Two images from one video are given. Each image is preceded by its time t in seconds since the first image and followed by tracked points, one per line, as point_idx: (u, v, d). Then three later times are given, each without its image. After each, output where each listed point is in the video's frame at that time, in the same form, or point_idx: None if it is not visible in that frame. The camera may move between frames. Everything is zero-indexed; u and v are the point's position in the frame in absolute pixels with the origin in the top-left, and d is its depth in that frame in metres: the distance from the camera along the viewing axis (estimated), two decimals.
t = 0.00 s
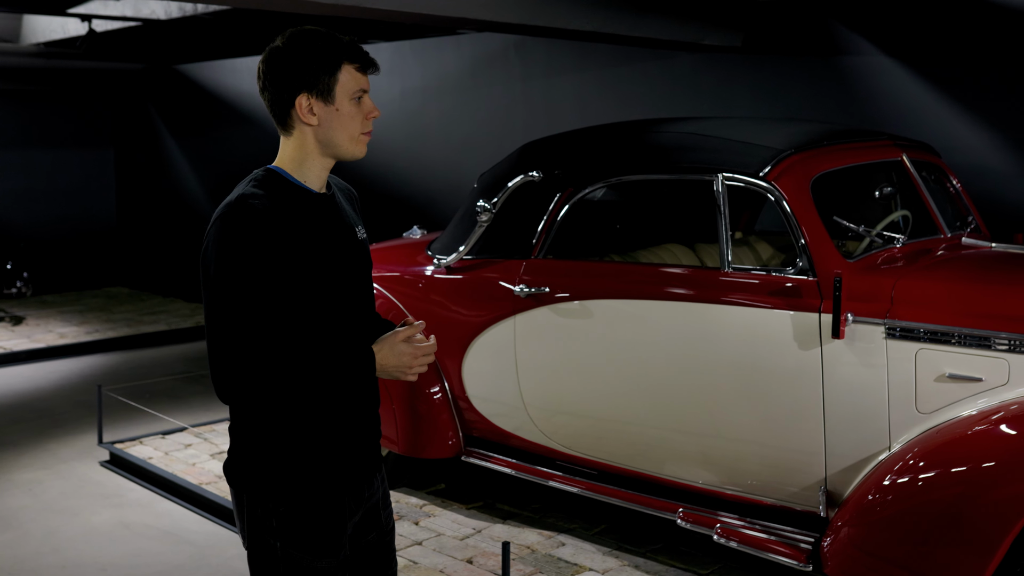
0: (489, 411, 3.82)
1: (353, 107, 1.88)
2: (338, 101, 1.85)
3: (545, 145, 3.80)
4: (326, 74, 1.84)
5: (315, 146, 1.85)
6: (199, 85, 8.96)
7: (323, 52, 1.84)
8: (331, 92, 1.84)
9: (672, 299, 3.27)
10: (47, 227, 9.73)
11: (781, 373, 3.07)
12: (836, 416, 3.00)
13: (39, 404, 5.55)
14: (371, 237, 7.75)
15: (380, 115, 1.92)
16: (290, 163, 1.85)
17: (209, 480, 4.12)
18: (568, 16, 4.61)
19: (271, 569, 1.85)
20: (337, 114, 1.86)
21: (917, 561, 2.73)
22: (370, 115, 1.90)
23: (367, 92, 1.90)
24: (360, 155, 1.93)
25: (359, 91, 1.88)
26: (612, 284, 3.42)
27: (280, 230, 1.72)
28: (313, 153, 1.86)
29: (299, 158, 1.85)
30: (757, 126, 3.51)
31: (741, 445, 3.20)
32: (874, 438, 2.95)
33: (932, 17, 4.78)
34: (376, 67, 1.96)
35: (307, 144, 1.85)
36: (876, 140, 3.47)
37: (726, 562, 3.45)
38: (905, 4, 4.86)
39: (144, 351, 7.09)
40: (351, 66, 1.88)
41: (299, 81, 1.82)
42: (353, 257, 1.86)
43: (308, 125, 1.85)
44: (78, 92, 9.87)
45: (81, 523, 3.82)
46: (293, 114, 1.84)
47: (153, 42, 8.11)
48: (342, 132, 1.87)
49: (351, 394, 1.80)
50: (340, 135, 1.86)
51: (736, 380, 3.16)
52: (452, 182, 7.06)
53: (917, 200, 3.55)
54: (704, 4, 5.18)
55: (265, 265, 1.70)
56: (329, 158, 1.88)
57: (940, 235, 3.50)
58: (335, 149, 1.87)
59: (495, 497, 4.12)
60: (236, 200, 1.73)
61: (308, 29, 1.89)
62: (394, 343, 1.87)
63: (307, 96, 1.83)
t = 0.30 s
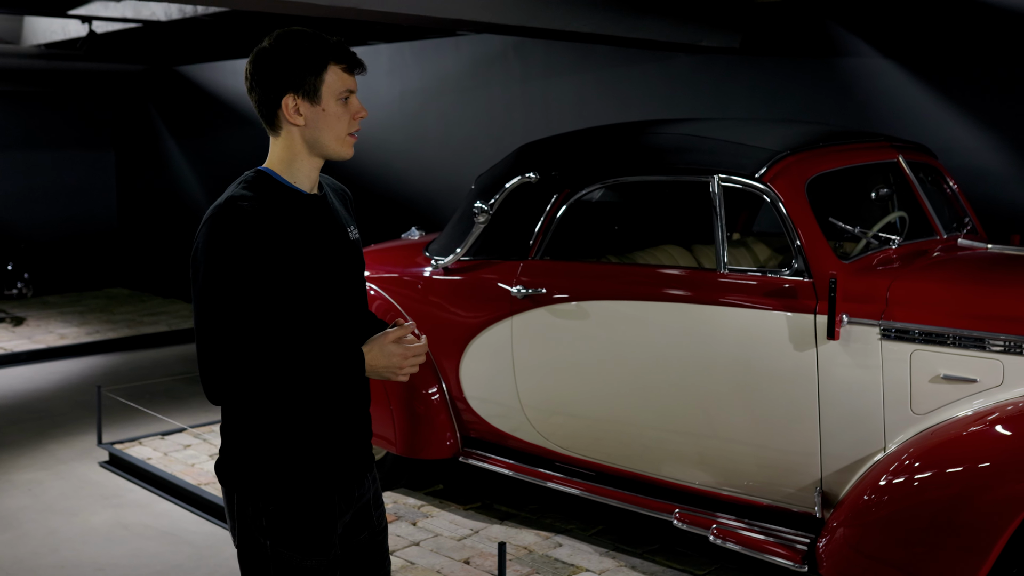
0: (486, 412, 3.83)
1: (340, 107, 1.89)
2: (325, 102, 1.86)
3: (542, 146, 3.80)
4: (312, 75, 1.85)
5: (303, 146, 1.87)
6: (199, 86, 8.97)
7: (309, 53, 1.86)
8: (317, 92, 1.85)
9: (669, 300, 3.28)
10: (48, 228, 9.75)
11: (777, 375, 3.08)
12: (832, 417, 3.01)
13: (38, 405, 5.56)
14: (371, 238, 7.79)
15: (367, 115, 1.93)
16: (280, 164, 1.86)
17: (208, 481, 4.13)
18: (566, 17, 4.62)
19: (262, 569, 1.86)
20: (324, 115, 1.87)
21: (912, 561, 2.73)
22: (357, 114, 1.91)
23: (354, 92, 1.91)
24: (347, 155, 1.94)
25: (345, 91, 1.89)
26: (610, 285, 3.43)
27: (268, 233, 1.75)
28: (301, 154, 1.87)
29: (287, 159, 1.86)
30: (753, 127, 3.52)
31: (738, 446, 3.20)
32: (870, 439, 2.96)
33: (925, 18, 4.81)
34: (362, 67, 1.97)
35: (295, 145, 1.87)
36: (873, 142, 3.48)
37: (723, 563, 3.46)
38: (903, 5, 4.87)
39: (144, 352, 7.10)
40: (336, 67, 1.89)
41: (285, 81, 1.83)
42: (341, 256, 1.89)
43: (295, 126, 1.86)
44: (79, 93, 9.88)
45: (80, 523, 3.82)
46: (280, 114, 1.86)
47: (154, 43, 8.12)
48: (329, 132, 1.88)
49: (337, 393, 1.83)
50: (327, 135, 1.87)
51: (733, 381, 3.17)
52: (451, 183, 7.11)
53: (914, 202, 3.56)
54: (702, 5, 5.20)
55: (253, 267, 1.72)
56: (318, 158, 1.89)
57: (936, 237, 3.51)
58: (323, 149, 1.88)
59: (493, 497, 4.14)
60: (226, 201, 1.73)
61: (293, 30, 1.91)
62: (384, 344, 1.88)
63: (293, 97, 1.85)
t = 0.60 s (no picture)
0: (486, 412, 3.84)
1: (323, 108, 1.91)
2: (307, 103, 1.89)
3: (541, 148, 3.81)
4: (294, 77, 1.88)
5: (289, 148, 1.90)
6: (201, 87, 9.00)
7: (292, 55, 1.89)
8: (299, 93, 1.89)
9: (668, 301, 3.29)
10: (51, 228, 9.77)
11: (775, 376, 3.09)
12: (828, 418, 3.02)
13: (41, 405, 5.59)
14: (373, 238, 7.81)
15: (352, 115, 1.96)
16: (268, 167, 1.90)
17: (208, 481, 4.15)
18: (567, 19, 4.62)
19: (253, 568, 1.88)
20: (307, 116, 1.90)
21: (909, 562, 2.74)
22: (342, 115, 1.94)
23: (338, 93, 1.94)
24: (335, 156, 1.96)
25: (329, 92, 1.92)
26: (609, 287, 3.43)
27: (252, 235, 1.77)
28: (287, 155, 1.90)
29: (275, 161, 1.90)
30: (751, 129, 3.53)
31: (736, 447, 3.21)
32: (866, 440, 2.96)
33: (924, 19, 4.82)
34: (347, 68, 2.00)
35: (281, 147, 1.90)
36: (871, 144, 3.49)
37: (721, 564, 3.47)
38: (902, 7, 4.89)
39: (147, 352, 7.13)
40: (319, 68, 1.92)
41: (268, 84, 1.87)
42: (331, 263, 1.92)
43: (280, 128, 1.90)
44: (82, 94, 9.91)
45: (81, 523, 3.84)
46: (264, 117, 1.89)
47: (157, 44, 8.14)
48: (314, 133, 1.90)
49: (326, 394, 1.85)
50: (312, 136, 1.90)
51: (731, 382, 3.17)
52: (453, 184, 7.15)
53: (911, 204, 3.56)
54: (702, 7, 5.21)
55: (240, 270, 1.74)
56: (305, 159, 1.92)
57: (934, 239, 3.52)
58: (308, 151, 1.91)
59: (492, 497, 4.15)
60: (212, 205, 1.76)
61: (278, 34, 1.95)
62: (375, 342, 1.89)
63: (277, 99, 1.88)
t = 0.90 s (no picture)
0: (489, 412, 3.84)
1: (318, 110, 1.92)
2: (302, 105, 1.90)
3: (544, 148, 3.81)
4: (289, 78, 1.89)
5: (283, 150, 1.90)
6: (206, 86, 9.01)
7: (287, 56, 1.90)
8: (294, 96, 1.89)
9: (672, 302, 3.28)
10: (57, 228, 9.80)
11: (778, 377, 3.08)
12: (830, 419, 3.01)
13: (46, 405, 5.60)
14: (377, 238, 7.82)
15: (348, 119, 1.96)
16: (262, 167, 1.90)
17: (212, 481, 4.15)
18: (571, 18, 4.61)
19: (253, 568, 1.89)
20: (301, 119, 1.90)
21: (911, 564, 2.73)
22: (337, 119, 1.94)
23: (334, 96, 1.94)
24: (330, 159, 1.96)
25: (324, 94, 1.92)
26: (612, 287, 3.43)
27: (246, 236, 1.77)
28: (282, 156, 1.90)
29: (269, 162, 1.89)
30: (753, 129, 3.52)
31: (738, 448, 3.21)
32: (868, 441, 2.96)
33: (929, 18, 4.80)
34: (345, 72, 2.00)
35: (275, 148, 1.90)
36: (875, 144, 3.47)
37: (724, 565, 3.47)
38: (907, 6, 4.88)
39: (151, 351, 7.14)
40: (315, 71, 1.92)
41: (263, 86, 1.88)
42: (330, 264, 1.93)
43: (274, 129, 1.90)
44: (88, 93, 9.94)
45: (84, 522, 3.85)
46: (259, 118, 1.90)
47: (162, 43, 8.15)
48: (308, 136, 1.90)
49: (325, 397, 1.85)
50: (305, 138, 1.90)
51: (733, 383, 3.17)
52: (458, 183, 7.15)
53: (916, 204, 3.54)
54: (706, 6, 5.20)
55: (233, 271, 1.75)
56: (299, 162, 1.92)
57: (938, 239, 3.50)
58: (302, 153, 1.91)
59: (495, 498, 4.15)
60: (205, 207, 1.76)
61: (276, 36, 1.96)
62: (369, 347, 1.87)
63: (271, 100, 1.89)
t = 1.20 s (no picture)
0: (496, 414, 3.82)
1: (315, 110, 1.88)
2: (298, 105, 1.86)
3: (552, 147, 3.78)
4: (286, 77, 1.86)
5: (281, 150, 1.88)
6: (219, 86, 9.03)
7: (287, 55, 1.88)
8: (290, 95, 1.86)
9: (682, 303, 3.24)
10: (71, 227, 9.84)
11: (788, 379, 3.04)
12: (840, 423, 2.97)
13: (58, 403, 5.62)
14: (389, 237, 7.81)
15: (348, 119, 1.92)
16: (263, 167, 1.88)
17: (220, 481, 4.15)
18: (581, 17, 4.57)
19: (255, 571, 1.87)
20: (298, 118, 1.87)
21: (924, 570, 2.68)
22: (337, 119, 1.90)
23: (332, 96, 1.89)
24: (331, 161, 1.92)
25: (322, 94, 1.88)
26: (621, 288, 3.39)
27: (249, 236, 1.75)
28: (281, 157, 1.88)
29: (269, 162, 1.88)
30: (764, 128, 3.47)
31: (747, 451, 3.17)
32: (879, 445, 2.91)
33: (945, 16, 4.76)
34: (348, 70, 1.95)
35: (275, 147, 1.88)
36: (887, 143, 3.42)
37: (733, 569, 3.43)
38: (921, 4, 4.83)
39: (163, 350, 7.16)
40: (313, 70, 1.88)
41: (261, 85, 1.87)
42: (331, 266, 1.91)
43: (273, 129, 1.88)
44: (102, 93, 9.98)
45: (92, 522, 3.85)
46: (259, 118, 1.89)
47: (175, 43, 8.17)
48: (304, 136, 1.87)
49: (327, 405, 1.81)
50: (302, 138, 1.87)
51: (743, 385, 3.13)
52: (469, 183, 7.13)
53: (929, 204, 3.49)
54: (718, 4, 5.16)
55: (236, 272, 1.72)
56: (298, 162, 1.89)
57: (951, 239, 3.45)
58: (301, 153, 1.88)
59: (503, 500, 4.13)
60: (207, 207, 1.73)
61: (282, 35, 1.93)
62: (371, 369, 1.80)
63: (269, 99, 1.87)
